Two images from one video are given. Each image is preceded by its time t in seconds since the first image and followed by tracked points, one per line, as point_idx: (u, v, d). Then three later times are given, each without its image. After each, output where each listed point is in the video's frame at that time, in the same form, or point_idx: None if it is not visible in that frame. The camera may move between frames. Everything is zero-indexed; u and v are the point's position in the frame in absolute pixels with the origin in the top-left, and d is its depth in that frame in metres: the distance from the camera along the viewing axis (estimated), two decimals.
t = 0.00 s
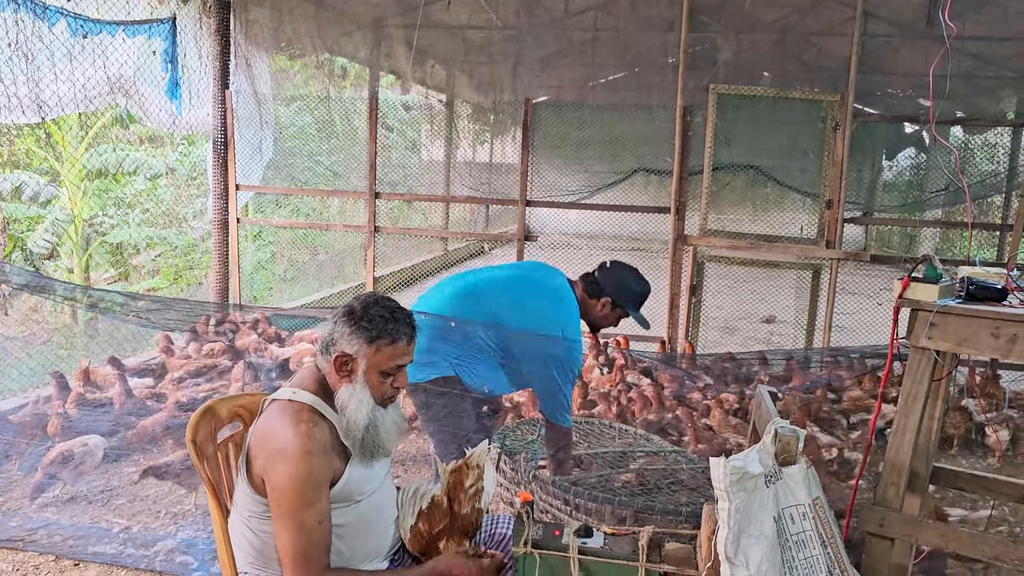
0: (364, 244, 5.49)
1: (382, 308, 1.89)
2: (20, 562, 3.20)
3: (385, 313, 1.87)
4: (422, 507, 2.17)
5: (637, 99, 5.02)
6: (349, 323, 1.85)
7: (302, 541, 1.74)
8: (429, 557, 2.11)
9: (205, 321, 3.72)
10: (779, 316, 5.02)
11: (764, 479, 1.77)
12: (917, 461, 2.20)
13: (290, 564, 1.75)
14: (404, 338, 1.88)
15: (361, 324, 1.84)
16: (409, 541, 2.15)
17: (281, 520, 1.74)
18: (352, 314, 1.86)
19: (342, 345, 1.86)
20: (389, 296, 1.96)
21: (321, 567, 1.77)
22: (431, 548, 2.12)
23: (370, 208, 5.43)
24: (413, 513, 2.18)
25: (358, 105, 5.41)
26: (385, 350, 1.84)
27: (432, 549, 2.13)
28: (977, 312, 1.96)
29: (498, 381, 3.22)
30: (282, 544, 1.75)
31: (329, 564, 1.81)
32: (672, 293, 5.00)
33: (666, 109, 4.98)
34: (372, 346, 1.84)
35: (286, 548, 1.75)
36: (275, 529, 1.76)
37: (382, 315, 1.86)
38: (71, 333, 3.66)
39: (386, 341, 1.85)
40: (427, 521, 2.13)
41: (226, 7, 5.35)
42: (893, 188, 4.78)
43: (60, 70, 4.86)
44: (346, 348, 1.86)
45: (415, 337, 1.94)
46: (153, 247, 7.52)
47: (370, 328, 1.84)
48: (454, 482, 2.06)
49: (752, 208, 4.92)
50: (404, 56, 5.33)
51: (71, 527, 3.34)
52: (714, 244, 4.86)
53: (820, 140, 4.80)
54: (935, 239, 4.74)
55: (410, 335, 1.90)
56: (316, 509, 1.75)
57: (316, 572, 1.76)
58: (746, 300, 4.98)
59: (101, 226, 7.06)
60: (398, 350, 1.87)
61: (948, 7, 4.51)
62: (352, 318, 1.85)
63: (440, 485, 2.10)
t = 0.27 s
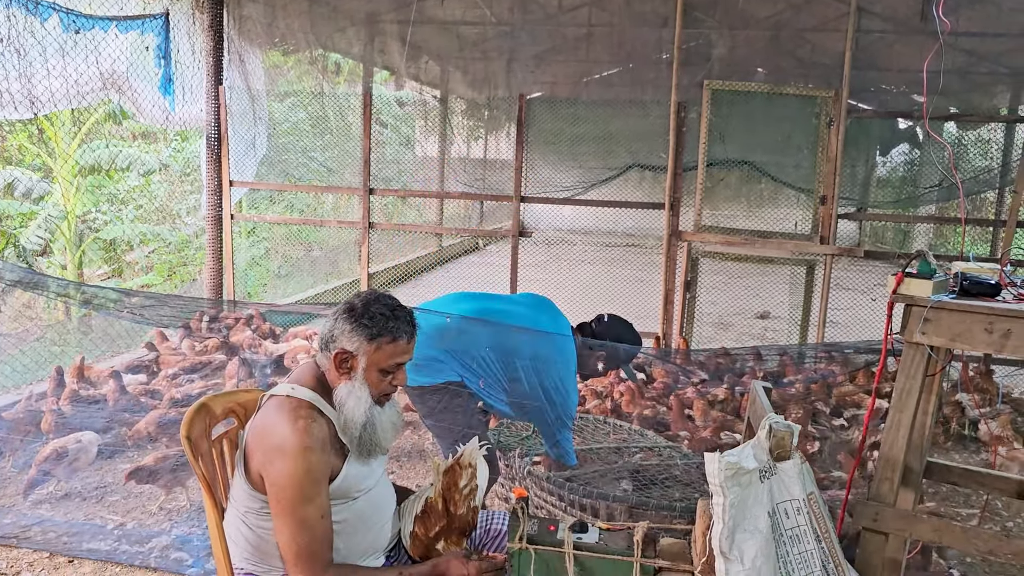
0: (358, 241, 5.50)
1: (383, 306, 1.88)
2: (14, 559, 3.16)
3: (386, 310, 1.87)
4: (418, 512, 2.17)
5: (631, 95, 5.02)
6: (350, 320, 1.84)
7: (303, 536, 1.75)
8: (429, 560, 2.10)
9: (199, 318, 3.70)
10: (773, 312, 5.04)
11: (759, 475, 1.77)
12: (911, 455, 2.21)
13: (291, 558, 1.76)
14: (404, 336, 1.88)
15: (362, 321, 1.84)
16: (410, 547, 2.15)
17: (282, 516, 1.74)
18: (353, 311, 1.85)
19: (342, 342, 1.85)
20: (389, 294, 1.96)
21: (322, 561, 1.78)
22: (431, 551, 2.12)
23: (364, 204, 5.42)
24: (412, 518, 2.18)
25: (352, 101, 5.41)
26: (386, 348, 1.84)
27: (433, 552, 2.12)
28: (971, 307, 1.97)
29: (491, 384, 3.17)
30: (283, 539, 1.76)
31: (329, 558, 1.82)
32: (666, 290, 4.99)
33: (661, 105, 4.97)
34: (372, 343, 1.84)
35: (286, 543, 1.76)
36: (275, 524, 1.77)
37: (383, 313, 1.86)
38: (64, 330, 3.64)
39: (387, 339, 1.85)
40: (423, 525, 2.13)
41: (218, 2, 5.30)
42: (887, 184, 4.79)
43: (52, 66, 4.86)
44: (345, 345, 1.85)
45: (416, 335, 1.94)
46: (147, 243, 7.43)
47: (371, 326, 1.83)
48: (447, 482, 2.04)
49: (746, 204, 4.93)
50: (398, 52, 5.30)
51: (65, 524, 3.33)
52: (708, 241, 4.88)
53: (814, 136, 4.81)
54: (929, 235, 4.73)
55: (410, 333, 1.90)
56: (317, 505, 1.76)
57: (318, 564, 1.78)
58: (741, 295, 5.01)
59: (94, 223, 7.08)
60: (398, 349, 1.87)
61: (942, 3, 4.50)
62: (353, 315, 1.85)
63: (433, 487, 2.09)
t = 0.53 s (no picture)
0: (355, 237, 5.51)
1: (384, 304, 1.88)
2: (10, 556, 3.18)
3: (387, 308, 1.87)
4: (417, 509, 2.17)
5: (629, 91, 5.01)
6: (351, 317, 1.84)
7: (304, 533, 1.75)
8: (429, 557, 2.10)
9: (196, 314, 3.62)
10: (771, 309, 5.04)
11: (757, 471, 1.77)
12: (908, 453, 2.18)
13: (292, 554, 1.76)
14: (405, 334, 1.88)
15: (363, 319, 1.84)
16: (410, 543, 2.16)
17: (282, 513, 1.74)
18: (354, 309, 1.85)
19: (342, 340, 1.85)
20: (391, 292, 1.96)
21: (324, 557, 1.78)
22: (430, 548, 2.12)
23: (361, 200, 5.43)
24: (410, 516, 2.19)
25: (349, 97, 5.40)
26: (387, 346, 1.84)
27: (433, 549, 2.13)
28: (968, 304, 1.96)
29: (490, 379, 3.16)
30: (284, 536, 1.76)
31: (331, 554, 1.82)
32: (664, 286, 4.99)
33: (658, 101, 4.97)
34: (373, 341, 1.84)
35: (288, 540, 1.75)
36: (276, 520, 1.76)
37: (384, 311, 1.86)
38: (60, 326, 3.60)
39: (388, 337, 1.85)
40: (422, 522, 2.13)
41: None
42: (885, 181, 4.79)
43: (48, 61, 4.86)
44: (346, 343, 1.85)
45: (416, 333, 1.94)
46: (143, 238, 7.45)
47: (372, 324, 1.83)
48: (446, 480, 2.04)
49: (744, 200, 4.93)
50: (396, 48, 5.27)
51: (62, 520, 3.33)
52: (706, 237, 4.89)
53: (811, 133, 4.81)
54: (927, 232, 4.74)
55: (411, 332, 1.90)
56: (318, 501, 1.76)
57: (319, 560, 1.78)
58: (738, 292, 5.00)
59: (90, 218, 7.05)
60: (399, 347, 1.87)
61: None
62: (354, 312, 1.85)
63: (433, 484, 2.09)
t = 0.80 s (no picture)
0: (357, 234, 5.47)
1: (387, 301, 1.88)
2: (12, 552, 3.26)
3: (390, 305, 1.87)
4: (418, 506, 2.18)
5: (631, 88, 5.01)
6: (353, 315, 1.84)
7: (307, 530, 1.75)
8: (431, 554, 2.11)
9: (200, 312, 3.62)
10: (772, 307, 5.03)
11: (758, 469, 1.77)
12: (910, 450, 2.19)
13: (295, 551, 1.77)
14: (408, 332, 1.88)
15: (366, 317, 1.83)
16: (411, 542, 2.16)
17: (285, 510, 1.75)
18: (357, 306, 1.85)
19: (345, 337, 1.85)
20: (394, 290, 1.96)
21: (328, 553, 1.79)
22: (431, 546, 2.12)
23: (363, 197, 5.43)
24: (411, 513, 2.20)
25: (350, 93, 5.39)
26: (390, 344, 1.84)
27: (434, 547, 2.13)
28: (970, 301, 1.97)
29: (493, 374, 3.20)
30: (287, 533, 1.76)
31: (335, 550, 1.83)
32: (665, 284, 4.99)
33: (660, 98, 4.97)
34: (376, 339, 1.84)
35: (291, 537, 1.76)
36: (279, 518, 1.77)
37: (387, 309, 1.86)
38: (61, 323, 3.58)
39: (390, 334, 1.85)
40: (423, 519, 2.14)
41: None
42: (886, 178, 4.79)
43: (49, 58, 4.88)
44: (349, 340, 1.85)
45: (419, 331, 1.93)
46: (144, 236, 7.41)
47: (374, 322, 1.83)
48: (448, 476, 2.06)
49: (745, 198, 4.91)
50: (397, 45, 5.29)
51: (64, 516, 3.39)
52: (707, 235, 4.86)
53: (813, 130, 4.79)
54: (928, 229, 4.74)
55: (414, 330, 1.90)
56: (321, 498, 1.76)
57: (322, 558, 1.78)
58: (739, 289, 5.00)
59: (92, 215, 7.09)
60: (401, 345, 1.87)
61: None
62: (356, 310, 1.85)
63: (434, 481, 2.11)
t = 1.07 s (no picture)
0: (362, 231, 5.51)
1: (394, 298, 1.89)
2: (20, 547, 3.22)
3: (396, 302, 1.88)
4: (425, 501, 2.15)
5: (637, 84, 5.00)
6: (360, 312, 1.85)
7: (314, 525, 1.77)
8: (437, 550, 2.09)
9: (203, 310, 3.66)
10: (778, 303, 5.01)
11: (764, 464, 1.77)
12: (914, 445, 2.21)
13: (302, 547, 1.78)
14: (414, 328, 1.89)
15: (373, 313, 1.85)
16: (419, 538, 2.15)
17: (293, 506, 1.76)
18: (364, 303, 1.86)
19: (352, 334, 1.86)
20: (401, 287, 1.97)
21: (335, 549, 1.80)
22: (437, 541, 2.09)
23: (368, 194, 5.42)
24: (417, 509, 2.20)
25: (356, 90, 5.39)
26: (396, 340, 1.85)
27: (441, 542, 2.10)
28: (977, 298, 1.96)
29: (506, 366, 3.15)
30: (294, 528, 1.78)
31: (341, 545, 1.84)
32: (671, 281, 4.98)
33: (666, 94, 4.96)
34: (383, 336, 1.85)
35: (298, 532, 1.77)
36: (286, 513, 1.78)
37: (394, 305, 1.87)
38: (69, 319, 3.64)
39: (397, 331, 1.86)
40: (429, 515, 2.11)
41: None
42: (892, 174, 4.77)
43: (56, 55, 4.81)
44: (355, 337, 1.86)
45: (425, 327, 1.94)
46: (151, 232, 7.50)
47: (381, 318, 1.84)
48: (452, 472, 2.01)
49: (751, 194, 4.92)
50: (403, 42, 5.31)
51: (71, 512, 3.38)
52: (712, 231, 4.87)
53: (819, 128, 4.78)
54: (934, 226, 4.74)
55: (420, 326, 1.91)
56: (327, 494, 1.77)
57: (329, 554, 1.79)
58: (744, 286, 5.01)
59: (98, 212, 7.01)
60: (408, 341, 1.88)
61: None
62: (363, 307, 1.86)
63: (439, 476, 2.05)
